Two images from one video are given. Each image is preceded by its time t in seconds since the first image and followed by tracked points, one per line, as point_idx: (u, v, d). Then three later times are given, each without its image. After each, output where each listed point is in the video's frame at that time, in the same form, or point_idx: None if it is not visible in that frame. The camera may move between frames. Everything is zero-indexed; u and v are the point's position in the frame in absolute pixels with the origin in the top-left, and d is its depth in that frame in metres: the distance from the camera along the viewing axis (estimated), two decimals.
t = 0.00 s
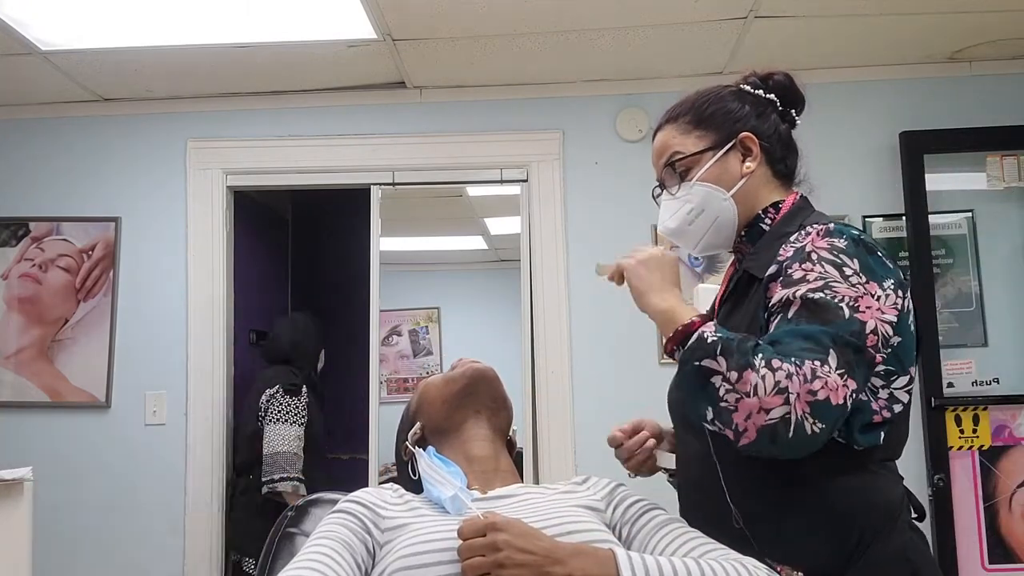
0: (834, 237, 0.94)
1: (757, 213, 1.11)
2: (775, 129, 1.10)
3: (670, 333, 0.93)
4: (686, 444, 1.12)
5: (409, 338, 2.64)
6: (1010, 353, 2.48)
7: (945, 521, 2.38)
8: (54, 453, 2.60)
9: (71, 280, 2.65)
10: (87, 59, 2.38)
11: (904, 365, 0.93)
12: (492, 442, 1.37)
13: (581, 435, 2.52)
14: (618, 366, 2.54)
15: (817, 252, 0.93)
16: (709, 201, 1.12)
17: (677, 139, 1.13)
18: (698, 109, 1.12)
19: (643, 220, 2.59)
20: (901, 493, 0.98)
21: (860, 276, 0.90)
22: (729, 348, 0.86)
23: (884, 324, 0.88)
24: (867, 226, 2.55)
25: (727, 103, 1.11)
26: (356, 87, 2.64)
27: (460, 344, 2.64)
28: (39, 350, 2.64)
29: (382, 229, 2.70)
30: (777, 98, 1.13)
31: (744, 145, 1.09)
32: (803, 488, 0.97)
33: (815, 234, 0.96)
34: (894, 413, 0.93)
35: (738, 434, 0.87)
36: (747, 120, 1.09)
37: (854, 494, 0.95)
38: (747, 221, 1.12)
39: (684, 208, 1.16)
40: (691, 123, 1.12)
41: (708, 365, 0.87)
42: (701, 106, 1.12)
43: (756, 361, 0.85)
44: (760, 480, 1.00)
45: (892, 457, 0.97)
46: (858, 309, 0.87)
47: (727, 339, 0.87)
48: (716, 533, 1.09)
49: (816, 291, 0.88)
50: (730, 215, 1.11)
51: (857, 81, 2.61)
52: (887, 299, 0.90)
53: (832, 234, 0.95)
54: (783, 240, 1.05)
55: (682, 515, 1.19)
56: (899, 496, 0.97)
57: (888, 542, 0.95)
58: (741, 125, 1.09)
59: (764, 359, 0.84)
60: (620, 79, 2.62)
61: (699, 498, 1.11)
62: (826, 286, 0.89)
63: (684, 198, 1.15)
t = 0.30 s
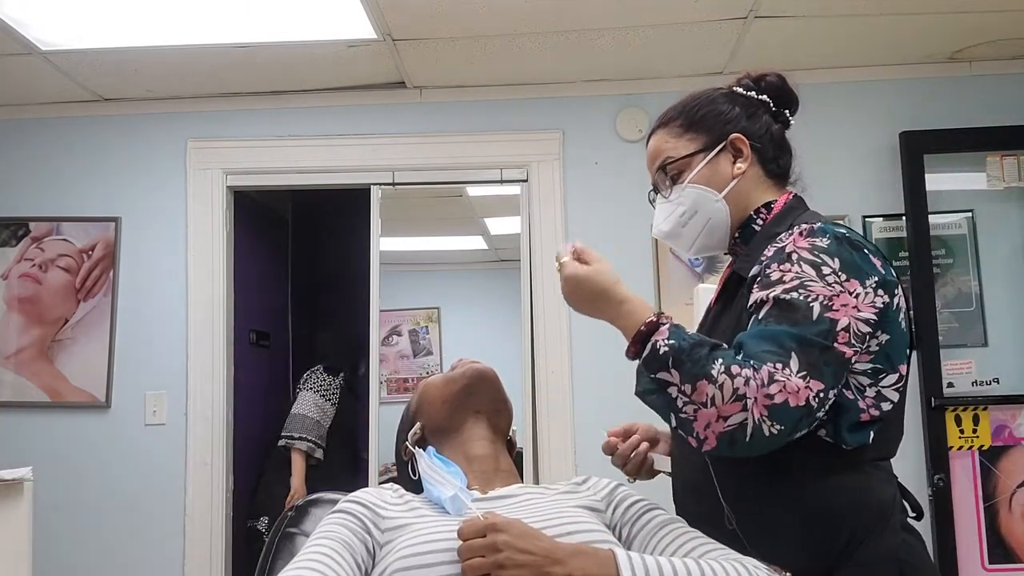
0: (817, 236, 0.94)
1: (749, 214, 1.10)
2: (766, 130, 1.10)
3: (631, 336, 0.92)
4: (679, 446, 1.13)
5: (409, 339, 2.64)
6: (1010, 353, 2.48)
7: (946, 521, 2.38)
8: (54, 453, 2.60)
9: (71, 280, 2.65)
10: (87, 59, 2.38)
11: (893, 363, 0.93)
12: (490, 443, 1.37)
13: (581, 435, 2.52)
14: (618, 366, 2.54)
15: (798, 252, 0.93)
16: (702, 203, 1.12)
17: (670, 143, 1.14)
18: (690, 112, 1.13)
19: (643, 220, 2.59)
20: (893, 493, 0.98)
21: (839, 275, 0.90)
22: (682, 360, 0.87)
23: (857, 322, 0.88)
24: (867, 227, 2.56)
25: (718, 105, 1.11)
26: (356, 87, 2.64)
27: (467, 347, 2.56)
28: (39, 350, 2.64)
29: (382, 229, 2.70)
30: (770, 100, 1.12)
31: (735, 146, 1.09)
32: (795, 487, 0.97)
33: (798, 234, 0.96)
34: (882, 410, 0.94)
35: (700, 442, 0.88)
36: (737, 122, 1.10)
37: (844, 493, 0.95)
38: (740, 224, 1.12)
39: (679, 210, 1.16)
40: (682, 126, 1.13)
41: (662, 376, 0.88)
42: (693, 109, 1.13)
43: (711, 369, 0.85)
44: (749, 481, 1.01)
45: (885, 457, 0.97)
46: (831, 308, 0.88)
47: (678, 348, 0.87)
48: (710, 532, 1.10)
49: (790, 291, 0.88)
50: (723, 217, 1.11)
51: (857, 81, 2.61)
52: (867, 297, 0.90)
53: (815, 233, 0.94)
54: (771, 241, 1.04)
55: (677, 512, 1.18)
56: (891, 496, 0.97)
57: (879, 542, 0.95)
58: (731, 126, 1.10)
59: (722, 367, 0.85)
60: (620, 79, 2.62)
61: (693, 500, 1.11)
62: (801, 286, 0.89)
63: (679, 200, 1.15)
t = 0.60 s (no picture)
0: (808, 230, 0.94)
1: (749, 212, 1.11)
2: (765, 129, 1.10)
3: (594, 336, 0.92)
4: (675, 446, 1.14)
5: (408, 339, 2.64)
6: (1010, 353, 2.48)
7: (946, 521, 2.38)
8: (54, 452, 2.60)
9: (71, 280, 2.65)
10: (87, 59, 2.38)
11: (887, 360, 0.94)
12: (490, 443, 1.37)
13: (581, 435, 2.52)
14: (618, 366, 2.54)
15: (789, 245, 0.93)
16: (701, 203, 1.12)
17: (670, 143, 1.14)
18: (689, 112, 1.13)
19: (642, 220, 2.59)
20: (892, 492, 0.98)
21: (829, 268, 0.90)
22: (648, 353, 0.86)
23: (844, 314, 0.88)
24: (866, 227, 2.56)
25: (717, 105, 1.11)
26: (356, 87, 2.64)
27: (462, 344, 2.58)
28: (39, 350, 2.64)
29: (382, 229, 2.70)
30: (770, 101, 1.12)
31: (735, 145, 1.09)
32: (794, 486, 0.97)
33: (790, 228, 0.96)
34: (876, 407, 0.95)
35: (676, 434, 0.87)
36: (737, 122, 1.09)
37: (841, 493, 0.96)
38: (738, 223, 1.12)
39: (679, 210, 1.16)
40: (682, 126, 1.13)
41: (631, 372, 0.87)
42: (692, 109, 1.13)
43: (681, 360, 0.85)
44: (746, 480, 1.01)
45: (880, 455, 0.98)
46: (818, 298, 0.87)
47: (642, 342, 0.87)
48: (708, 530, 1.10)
49: (778, 281, 0.88)
50: (723, 216, 1.12)
51: (857, 81, 2.61)
52: (855, 291, 0.90)
53: (806, 227, 0.94)
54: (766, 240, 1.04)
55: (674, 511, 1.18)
56: (890, 495, 0.98)
57: (876, 541, 0.96)
58: (731, 126, 1.09)
59: (691, 357, 0.85)
60: (620, 79, 2.62)
61: (691, 500, 1.11)
62: (791, 276, 0.88)
63: (679, 200, 1.15)
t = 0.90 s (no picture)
0: (784, 226, 0.94)
1: (730, 216, 1.10)
2: (747, 135, 1.10)
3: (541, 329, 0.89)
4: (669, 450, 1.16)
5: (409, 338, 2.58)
6: (1010, 353, 2.48)
7: (946, 521, 2.38)
8: (54, 453, 2.60)
9: (71, 280, 2.65)
10: (87, 59, 2.38)
11: (869, 356, 0.94)
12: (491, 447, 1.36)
13: (581, 435, 2.53)
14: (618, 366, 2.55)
15: (763, 239, 0.93)
16: (683, 210, 1.12)
17: (654, 152, 1.14)
18: (671, 119, 1.13)
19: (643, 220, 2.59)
20: (882, 492, 0.99)
21: (802, 261, 0.90)
22: (603, 329, 0.85)
23: (813, 305, 0.87)
24: (866, 227, 2.55)
25: (699, 111, 1.12)
26: (356, 87, 2.64)
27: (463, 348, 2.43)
28: (39, 350, 2.64)
29: (382, 229, 2.71)
30: (752, 107, 1.13)
31: (715, 150, 1.09)
32: (786, 486, 0.99)
33: (767, 225, 0.96)
34: (858, 404, 0.94)
35: (638, 410, 0.84)
36: (718, 126, 1.10)
37: (829, 491, 0.97)
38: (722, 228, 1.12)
39: (662, 217, 1.16)
40: (663, 135, 1.13)
41: (586, 349, 0.85)
42: (674, 116, 1.13)
43: (637, 334, 0.84)
44: (736, 479, 1.03)
45: (868, 453, 0.99)
46: (786, 286, 0.87)
47: (596, 319, 0.85)
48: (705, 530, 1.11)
49: (750, 268, 0.88)
50: (706, 222, 1.12)
51: (857, 81, 2.61)
52: (828, 285, 0.90)
53: (782, 224, 0.94)
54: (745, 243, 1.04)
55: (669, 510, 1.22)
56: (880, 495, 0.98)
57: (864, 542, 0.96)
58: (712, 131, 1.10)
59: (646, 332, 0.84)
60: (620, 79, 2.62)
61: (684, 503, 1.14)
62: (762, 264, 0.89)
63: (661, 207, 1.15)
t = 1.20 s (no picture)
0: (775, 230, 0.94)
1: (723, 216, 1.10)
2: (741, 136, 1.11)
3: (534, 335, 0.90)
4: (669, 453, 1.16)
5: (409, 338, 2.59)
6: (1009, 353, 2.48)
7: (946, 521, 2.38)
8: (54, 453, 2.60)
9: (71, 280, 2.65)
10: (87, 59, 2.38)
11: (862, 357, 0.94)
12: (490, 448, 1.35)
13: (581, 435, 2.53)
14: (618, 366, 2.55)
15: (755, 243, 0.93)
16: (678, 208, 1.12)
17: (648, 151, 1.14)
18: (664, 119, 1.13)
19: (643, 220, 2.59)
20: (879, 491, 0.99)
21: (794, 264, 0.90)
22: (597, 337, 0.85)
23: (804, 309, 0.87)
24: (866, 227, 2.55)
25: (692, 112, 1.12)
26: (355, 87, 2.64)
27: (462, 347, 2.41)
28: (38, 350, 2.64)
29: (382, 229, 2.70)
30: (745, 109, 1.13)
31: (710, 149, 1.09)
32: (782, 488, 0.99)
33: (758, 229, 0.96)
34: (853, 406, 0.94)
35: (630, 416, 0.83)
36: (712, 127, 1.10)
37: (824, 493, 0.97)
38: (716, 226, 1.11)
39: (656, 216, 1.15)
40: (656, 133, 1.13)
41: (579, 354, 0.84)
42: (667, 116, 1.13)
43: (628, 341, 0.84)
44: (731, 483, 1.03)
45: (863, 454, 0.99)
46: (778, 291, 0.87)
47: (590, 327, 0.85)
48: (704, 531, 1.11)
49: (741, 273, 0.88)
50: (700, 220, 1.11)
51: (857, 81, 2.61)
52: (818, 288, 0.90)
53: (773, 228, 0.94)
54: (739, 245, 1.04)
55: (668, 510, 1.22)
56: (876, 494, 0.98)
57: (862, 541, 0.96)
58: (706, 131, 1.10)
59: (637, 339, 0.84)
60: (620, 79, 2.62)
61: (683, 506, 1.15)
62: (753, 269, 0.88)
63: (655, 205, 1.14)
